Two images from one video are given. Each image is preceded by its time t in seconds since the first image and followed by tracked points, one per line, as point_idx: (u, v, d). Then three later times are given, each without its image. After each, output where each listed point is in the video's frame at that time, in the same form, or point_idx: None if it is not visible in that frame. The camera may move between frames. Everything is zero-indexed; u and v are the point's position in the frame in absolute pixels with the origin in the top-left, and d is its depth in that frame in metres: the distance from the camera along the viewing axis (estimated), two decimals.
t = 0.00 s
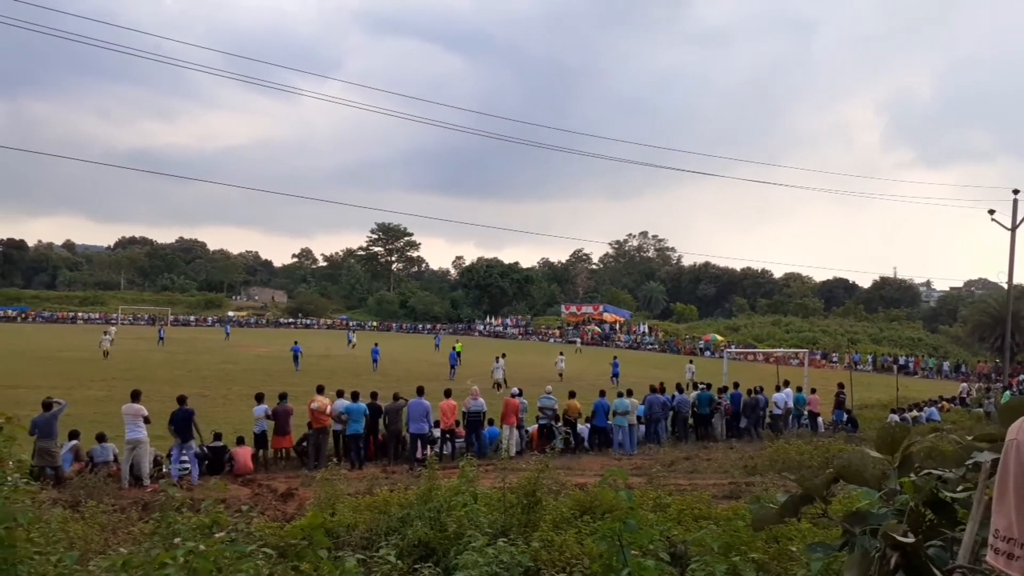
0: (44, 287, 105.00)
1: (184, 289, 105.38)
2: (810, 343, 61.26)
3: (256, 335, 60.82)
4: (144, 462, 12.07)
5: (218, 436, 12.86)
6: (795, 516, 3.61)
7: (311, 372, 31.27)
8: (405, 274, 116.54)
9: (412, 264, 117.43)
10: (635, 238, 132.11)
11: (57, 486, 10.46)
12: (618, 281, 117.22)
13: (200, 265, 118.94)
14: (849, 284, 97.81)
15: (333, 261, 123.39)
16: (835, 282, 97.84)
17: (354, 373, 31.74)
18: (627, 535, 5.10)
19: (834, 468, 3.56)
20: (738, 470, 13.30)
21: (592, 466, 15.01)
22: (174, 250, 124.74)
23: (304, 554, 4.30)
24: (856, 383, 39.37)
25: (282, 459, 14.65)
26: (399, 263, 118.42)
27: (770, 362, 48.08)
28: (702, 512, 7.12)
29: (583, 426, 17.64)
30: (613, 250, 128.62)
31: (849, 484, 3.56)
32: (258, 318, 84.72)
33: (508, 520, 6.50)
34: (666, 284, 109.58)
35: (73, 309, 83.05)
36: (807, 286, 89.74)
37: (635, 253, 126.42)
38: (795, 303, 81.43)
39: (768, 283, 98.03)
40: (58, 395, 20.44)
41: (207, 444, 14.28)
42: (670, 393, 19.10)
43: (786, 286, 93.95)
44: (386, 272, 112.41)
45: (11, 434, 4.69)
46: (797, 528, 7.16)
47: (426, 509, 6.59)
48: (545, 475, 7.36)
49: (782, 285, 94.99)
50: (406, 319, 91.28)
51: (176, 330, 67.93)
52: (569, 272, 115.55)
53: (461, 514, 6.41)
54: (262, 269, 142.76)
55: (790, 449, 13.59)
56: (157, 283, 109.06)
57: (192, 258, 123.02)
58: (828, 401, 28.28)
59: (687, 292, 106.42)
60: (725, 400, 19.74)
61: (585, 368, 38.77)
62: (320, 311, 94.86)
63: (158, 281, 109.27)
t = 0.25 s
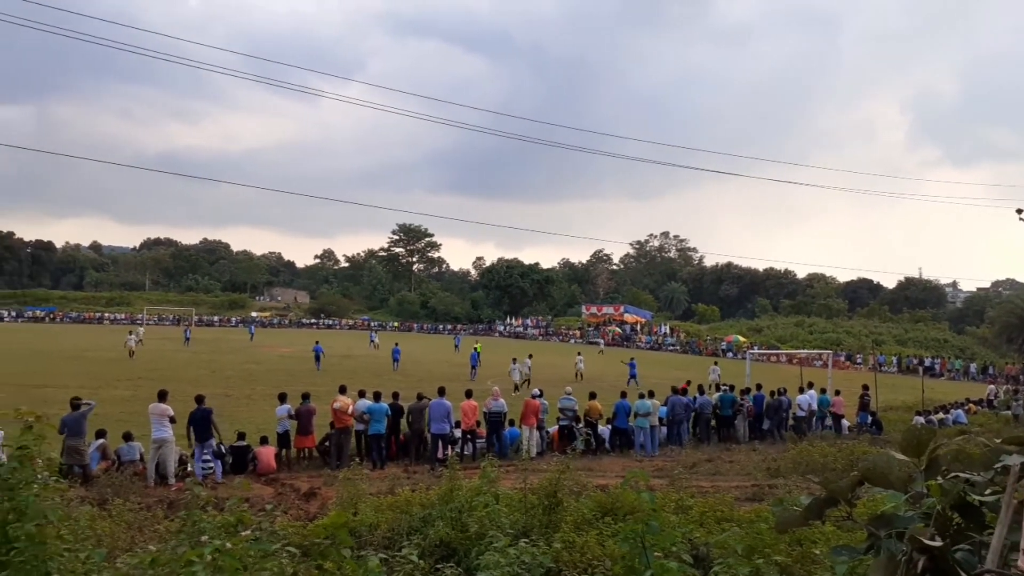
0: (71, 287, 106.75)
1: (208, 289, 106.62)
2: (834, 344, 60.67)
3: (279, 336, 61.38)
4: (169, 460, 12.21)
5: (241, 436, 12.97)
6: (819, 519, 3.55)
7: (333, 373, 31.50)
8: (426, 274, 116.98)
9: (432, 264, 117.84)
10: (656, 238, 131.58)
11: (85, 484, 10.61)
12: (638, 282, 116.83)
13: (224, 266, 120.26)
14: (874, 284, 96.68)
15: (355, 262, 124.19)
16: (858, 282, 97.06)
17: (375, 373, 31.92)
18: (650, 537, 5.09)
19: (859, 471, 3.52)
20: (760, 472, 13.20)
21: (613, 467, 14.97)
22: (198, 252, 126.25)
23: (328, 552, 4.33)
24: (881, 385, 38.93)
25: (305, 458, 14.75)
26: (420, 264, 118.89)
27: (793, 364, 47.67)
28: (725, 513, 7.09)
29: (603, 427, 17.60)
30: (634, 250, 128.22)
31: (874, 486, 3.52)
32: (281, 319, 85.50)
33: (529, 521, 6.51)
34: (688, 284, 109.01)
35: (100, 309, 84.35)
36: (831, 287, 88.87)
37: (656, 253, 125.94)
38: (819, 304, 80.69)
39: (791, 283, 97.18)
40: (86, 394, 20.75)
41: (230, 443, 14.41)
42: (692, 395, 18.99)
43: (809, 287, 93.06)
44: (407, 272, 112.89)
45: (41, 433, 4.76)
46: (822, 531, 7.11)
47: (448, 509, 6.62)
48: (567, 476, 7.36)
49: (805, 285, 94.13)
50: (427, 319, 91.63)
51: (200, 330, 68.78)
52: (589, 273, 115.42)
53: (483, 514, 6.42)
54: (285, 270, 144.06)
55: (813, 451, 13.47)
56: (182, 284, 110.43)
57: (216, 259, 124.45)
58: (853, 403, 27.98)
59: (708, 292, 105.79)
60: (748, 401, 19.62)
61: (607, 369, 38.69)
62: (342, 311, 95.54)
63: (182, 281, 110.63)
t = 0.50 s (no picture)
0: (98, 291, 108.39)
1: (232, 293, 107.76)
2: (859, 349, 59.97)
3: (302, 339, 61.87)
4: (194, 462, 12.31)
5: (263, 438, 13.06)
6: (844, 525, 3.50)
7: (355, 376, 31.68)
8: (447, 279, 117.32)
9: (453, 269, 118.15)
10: (678, 243, 130.94)
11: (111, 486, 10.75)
12: (660, 286, 116.36)
13: (247, 270, 121.54)
14: (899, 290, 95.44)
15: (376, 266, 124.93)
16: (883, 288, 96.01)
17: (397, 376, 32.07)
18: (673, 544, 5.07)
19: (885, 478, 3.47)
20: (784, 479, 13.07)
21: (634, 472, 14.89)
22: (222, 257, 127.71)
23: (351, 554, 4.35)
24: (907, 391, 38.40)
25: (327, 461, 14.83)
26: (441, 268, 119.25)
27: (817, 369, 47.15)
28: (748, 520, 7.02)
29: (625, 432, 17.53)
30: (655, 255, 127.70)
31: (902, 494, 3.45)
32: (303, 322, 86.19)
33: (551, 526, 6.51)
34: (710, 289, 108.33)
35: (126, 313, 85.66)
36: (856, 291, 87.86)
37: (678, 258, 125.35)
38: (843, 309, 79.84)
39: (815, 288, 96.22)
40: (114, 397, 21.05)
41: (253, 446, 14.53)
42: (714, 400, 18.85)
43: (833, 292, 92.11)
44: (429, 277, 113.30)
45: (70, 434, 4.83)
46: (846, 539, 7.05)
47: (469, 513, 6.62)
48: (588, 481, 7.33)
49: (829, 291, 93.15)
50: (448, 323, 91.84)
51: (224, 333, 69.54)
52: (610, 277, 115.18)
53: (505, 518, 6.41)
54: (308, 274, 145.27)
55: (837, 457, 13.31)
56: (206, 288, 111.69)
57: (239, 263, 125.85)
58: (878, 410, 27.61)
59: (731, 298, 105.05)
60: (771, 407, 19.45)
61: (628, 374, 38.53)
62: (364, 315, 96.07)
63: (207, 286, 111.92)
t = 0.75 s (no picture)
0: (124, 291, 109.96)
1: (256, 293, 108.81)
2: (885, 351, 59.28)
3: (325, 339, 62.31)
4: (218, 460, 12.41)
5: (287, 437, 13.15)
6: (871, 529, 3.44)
7: (377, 375, 31.84)
8: (468, 279, 117.60)
9: (474, 269, 118.39)
10: (700, 243, 130.23)
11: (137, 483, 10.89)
12: (682, 286, 115.84)
13: (271, 271, 122.72)
14: (926, 291, 94.21)
15: (398, 266, 125.58)
16: (909, 288, 94.91)
17: (418, 376, 32.21)
18: (696, 546, 5.04)
19: (913, 480, 3.41)
20: (808, 481, 12.94)
21: (656, 474, 14.82)
22: (246, 257, 129.03)
23: (375, 553, 4.38)
24: (934, 393, 37.89)
25: (349, 460, 14.89)
26: (462, 268, 119.56)
27: (842, 370, 46.70)
28: (772, 522, 6.97)
29: (646, 433, 17.47)
30: (677, 255, 127.15)
31: (930, 496, 3.40)
32: (325, 322, 86.81)
33: (572, 526, 6.52)
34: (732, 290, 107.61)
35: (152, 312, 86.87)
36: (881, 292, 86.82)
37: (701, 258, 124.85)
38: (868, 309, 79.02)
39: (840, 288, 95.25)
40: (141, 395, 21.32)
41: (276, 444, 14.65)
42: (739, 402, 18.70)
43: (858, 293, 91.16)
44: (450, 277, 113.62)
45: (98, 431, 4.86)
46: (871, 541, 7.00)
47: (491, 513, 6.62)
48: (610, 482, 7.33)
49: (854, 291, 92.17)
50: (469, 323, 92.08)
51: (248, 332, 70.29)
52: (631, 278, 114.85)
53: (527, 519, 6.39)
54: (331, 274, 146.29)
55: (862, 459, 13.16)
56: (230, 288, 112.93)
57: (263, 264, 127.08)
58: (904, 412, 27.28)
59: (754, 298, 104.19)
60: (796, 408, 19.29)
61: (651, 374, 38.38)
62: (386, 315, 96.57)
63: (231, 286, 113.15)
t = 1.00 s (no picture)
0: (152, 291, 111.66)
1: (280, 293, 109.93)
2: (912, 352, 58.45)
3: (349, 339, 62.75)
4: (244, 459, 12.57)
5: (312, 435, 13.27)
6: (900, 532, 3.36)
7: (401, 375, 32.03)
8: (490, 279, 117.80)
9: (496, 269, 118.54)
10: (723, 242, 129.24)
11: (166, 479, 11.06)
12: (705, 287, 115.15)
13: (295, 271, 123.90)
14: (954, 291, 92.72)
15: (420, 267, 126.18)
16: (937, 288, 93.59)
17: (441, 375, 32.34)
18: (722, 547, 5.03)
19: (942, 483, 3.35)
20: (833, 484, 12.82)
21: (680, 475, 14.76)
22: (271, 258, 130.41)
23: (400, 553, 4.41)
24: (964, 395, 37.26)
25: (373, 459, 15.00)
26: (484, 268, 119.76)
27: (869, 371, 46.12)
28: (797, 525, 6.93)
29: (669, 434, 17.39)
30: (700, 255, 126.38)
31: (960, 498, 3.33)
32: (349, 322, 87.46)
33: (595, 526, 6.53)
34: (756, 290, 106.69)
35: (179, 312, 88.13)
36: (908, 292, 85.62)
37: (724, 258, 123.93)
38: (894, 310, 77.99)
39: (866, 289, 94.05)
40: (170, 394, 21.63)
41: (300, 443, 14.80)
42: (763, 403, 18.55)
43: (884, 293, 89.97)
44: (472, 277, 113.92)
45: (130, 428, 4.93)
46: (898, 544, 6.94)
47: (513, 513, 6.65)
48: (633, 482, 7.32)
49: (880, 292, 90.98)
50: (491, 324, 92.28)
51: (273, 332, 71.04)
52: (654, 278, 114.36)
53: (550, 518, 6.42)
54: (354, 274, 147.36)
55: (888, 462, 13.01)
56: (255, 288, 114.22)
57: (287, 264, 128.34)
58: (933, 414, 26.86)
59: (778, 298, 103.26)
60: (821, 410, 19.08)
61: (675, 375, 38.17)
62: (409, 314, 97.04)
63: (256, 286, 114.43)
